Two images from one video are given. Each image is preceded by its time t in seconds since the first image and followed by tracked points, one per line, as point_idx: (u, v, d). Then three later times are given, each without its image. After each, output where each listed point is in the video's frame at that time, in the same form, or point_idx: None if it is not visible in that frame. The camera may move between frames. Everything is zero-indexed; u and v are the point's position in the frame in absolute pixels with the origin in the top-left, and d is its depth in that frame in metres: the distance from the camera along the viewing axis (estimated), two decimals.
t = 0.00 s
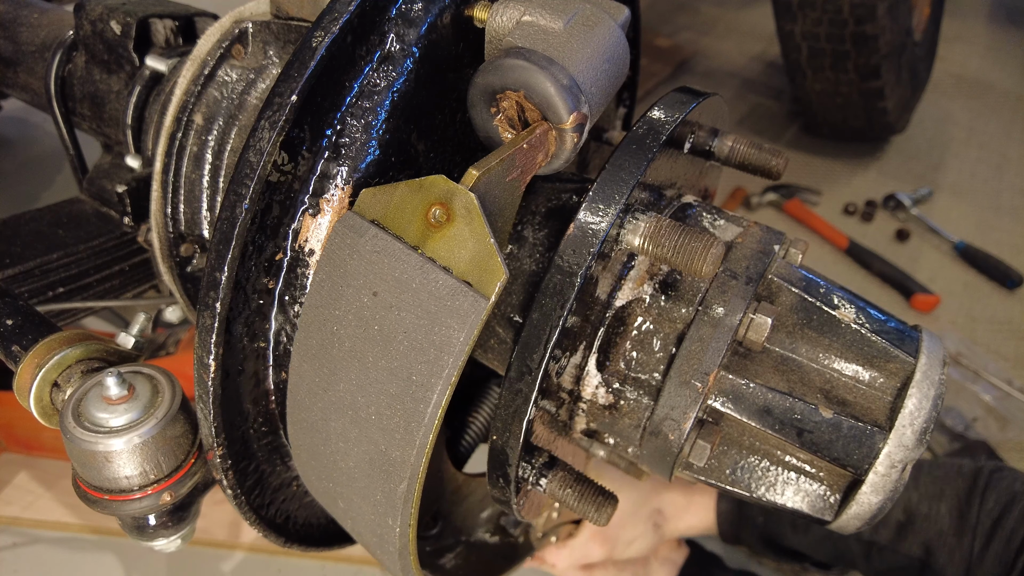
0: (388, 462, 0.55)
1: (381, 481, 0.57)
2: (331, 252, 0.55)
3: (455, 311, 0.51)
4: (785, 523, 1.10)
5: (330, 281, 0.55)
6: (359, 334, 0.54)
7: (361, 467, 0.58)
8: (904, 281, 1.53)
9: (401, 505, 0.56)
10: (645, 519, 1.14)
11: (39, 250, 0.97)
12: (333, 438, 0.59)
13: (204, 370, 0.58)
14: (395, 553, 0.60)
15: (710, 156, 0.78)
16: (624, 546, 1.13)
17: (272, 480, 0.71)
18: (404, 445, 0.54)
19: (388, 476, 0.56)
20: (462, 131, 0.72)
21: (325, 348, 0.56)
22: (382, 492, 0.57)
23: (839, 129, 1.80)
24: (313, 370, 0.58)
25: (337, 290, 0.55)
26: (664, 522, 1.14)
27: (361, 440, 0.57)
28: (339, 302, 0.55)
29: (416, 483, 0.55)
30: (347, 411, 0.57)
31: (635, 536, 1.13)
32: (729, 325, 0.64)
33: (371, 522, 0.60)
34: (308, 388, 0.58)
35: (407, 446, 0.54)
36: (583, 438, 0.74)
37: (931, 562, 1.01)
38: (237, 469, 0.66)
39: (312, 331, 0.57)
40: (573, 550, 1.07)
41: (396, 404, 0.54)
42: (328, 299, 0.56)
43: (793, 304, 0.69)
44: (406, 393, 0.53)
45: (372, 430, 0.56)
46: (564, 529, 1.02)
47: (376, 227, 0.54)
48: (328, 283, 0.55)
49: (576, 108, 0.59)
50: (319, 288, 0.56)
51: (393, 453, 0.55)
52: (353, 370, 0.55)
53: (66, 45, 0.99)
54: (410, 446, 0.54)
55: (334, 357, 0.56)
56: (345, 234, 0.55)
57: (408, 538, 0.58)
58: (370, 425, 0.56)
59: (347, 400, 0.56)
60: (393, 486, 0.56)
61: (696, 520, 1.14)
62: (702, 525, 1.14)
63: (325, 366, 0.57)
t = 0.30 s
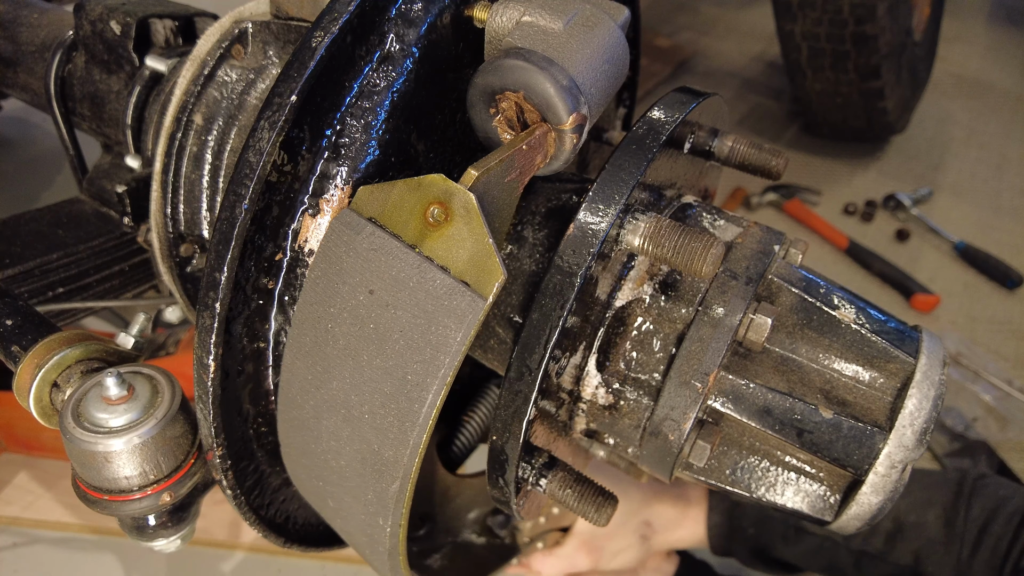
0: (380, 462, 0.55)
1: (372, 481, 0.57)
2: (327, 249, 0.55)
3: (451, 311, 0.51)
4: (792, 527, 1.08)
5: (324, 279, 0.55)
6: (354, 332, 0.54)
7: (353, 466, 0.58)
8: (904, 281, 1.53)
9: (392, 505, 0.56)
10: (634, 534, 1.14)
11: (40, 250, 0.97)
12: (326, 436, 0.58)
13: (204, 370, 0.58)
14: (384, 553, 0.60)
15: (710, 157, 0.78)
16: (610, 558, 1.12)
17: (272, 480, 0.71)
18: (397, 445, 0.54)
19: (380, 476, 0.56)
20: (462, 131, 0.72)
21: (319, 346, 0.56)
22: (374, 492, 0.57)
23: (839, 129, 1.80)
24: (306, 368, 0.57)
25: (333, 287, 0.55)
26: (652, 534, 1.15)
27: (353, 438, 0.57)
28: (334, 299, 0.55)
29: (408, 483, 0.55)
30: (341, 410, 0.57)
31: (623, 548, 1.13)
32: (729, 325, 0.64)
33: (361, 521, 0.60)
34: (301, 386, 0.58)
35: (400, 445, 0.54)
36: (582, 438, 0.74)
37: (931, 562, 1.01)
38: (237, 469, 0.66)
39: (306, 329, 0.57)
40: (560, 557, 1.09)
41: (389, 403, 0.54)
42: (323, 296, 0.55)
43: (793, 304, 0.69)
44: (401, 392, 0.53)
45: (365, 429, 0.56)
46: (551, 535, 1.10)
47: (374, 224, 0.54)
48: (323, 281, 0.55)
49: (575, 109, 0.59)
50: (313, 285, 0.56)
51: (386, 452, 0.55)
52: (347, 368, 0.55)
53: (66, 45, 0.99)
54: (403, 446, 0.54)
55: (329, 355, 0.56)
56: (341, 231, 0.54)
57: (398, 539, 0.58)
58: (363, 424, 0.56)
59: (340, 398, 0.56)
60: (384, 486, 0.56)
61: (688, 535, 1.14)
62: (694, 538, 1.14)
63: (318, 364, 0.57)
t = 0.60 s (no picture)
0: (377, 462, 0.55)
1: (369, 480, 0.57)
2: (325, 248, 0.55)
3: (450, 311, 0.51)
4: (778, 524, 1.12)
5: (322, 277, 0.55)
6: (353, 331, 0.54)
7: (349, 465, 0.58)
8: (904, 281, 1.53)
9: (389, 505, 0.56)
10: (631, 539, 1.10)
11: (39, 249, 0.97)
12: (323, 435, 0.58)
13: (204, 370, 0.58)
14: (380, 554, 0.60)
15: (710, 156, 0.78)
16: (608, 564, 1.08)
17: (271, 481, 0.71)
18: (394, 444, 0.54)
19: (376, 476, 0.56)
20: (462, 131, 0.72)
21: (317, 345, 0.56)
22: (370, 492, 0.57)
23: (839, 129, 1.80)
24: (303, 367, 0.57)
25: (331, 286, 0.55)
26: (651, 538, 1.11)
27: (350, 438, 0.57)
28: (333, 298, 0.55)
29: (405, 483, 0.55)
30: (338, 409, 0.57)
31: (620, 552, 1.09)
32: (729, 325, 0.64)
33: (357, 522, 0.60)
34: (298, 384, 0.58)
35: (397, 445, 0.54)
36: (582, 438, 0.74)
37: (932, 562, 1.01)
38: (236, 469, 0.66)
39: (303, 328, 0.57)
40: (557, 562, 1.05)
41: (387, 402, 0.54)
42: (320, 295, 0.55)
43: (793, 304, 0.69)
44: (398, 392, 0.53)
45: (362, 428, 0.56)
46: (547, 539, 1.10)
47: (372, 223, 0.53)
48: (321, 279, 0.55)
49: (575, 110, 0.59)
50: (311, 283, 0.56)
51: (383, 452, 0.55)
52: (345, 367, 0.55)
53: (66, 45, 0.99)
54: (400, 446, 0.53)
55: (326, 354, 0.56)
56: (339, 229, 0.54)
57: (394, 540, 0.58)
58: (361, 423, 0.56)
59: (337, 397, 0.56)
60: (381, 486, 0.56)
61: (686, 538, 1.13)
62: (691, 541, 1.13)
63: (315, 363, 0.57)
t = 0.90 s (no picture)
0: (371, 460, 0.55)
1: (362, 479, 0.57)
2: (322, 245, 0.55)
3: (446, 309, 0.51)
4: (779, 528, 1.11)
5: (319, 275, 0.55)
6: (349, 328, 0.54)
7: (343, 464, 0.58)
8: (904, 281, 1.53)
9: (382, 504, 0.56)
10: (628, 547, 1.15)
11: (39, 249, 0.97)
12: (318, 433, 0.58)
13: (203, 371, 0.58)
14: (373, 553, 0.60)
15: (710, 157, 0.78)
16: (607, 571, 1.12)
17: (271, 481, 0.71)
18: (388, 443, 0.54)
19: (370, 474, 0.56)
20: (462, 131, 0.72)
21: (312, 342, 0.56)
22: (364, 491, 0.57)
23: (839, 129, 1.80)
24: (299, 364, 0.57)
25: (328, 283, 0.55)
26: (646, 547, 1.16)
27: (344, 436, 0.57)
28: (328, 296, 0.55)
29: (399, 482, 0.55)
30: (332, 407, 0.57)
31: (616, 560, 1.14)
32: (729, 325, 0.64)
33: (350, 520, 0.60)
34: (293, 382, 0.58)
35: (392, 444, 0.54)
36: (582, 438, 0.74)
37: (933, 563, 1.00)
38: (236, 469, 0.66)
39: (299, 325, 0.57)
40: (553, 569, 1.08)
41: (382, 400, 0.54)
42: (317, 293, 0.55)
43: (793, 304, 0.69)
44: (394, 390, 0.53)
45: (356, 426, 0.56)
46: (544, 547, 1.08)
47: (370, 221, 0.54)
48: (318, 277, 0.55)
49: (575, 110, 0.59)
50: (307, 281, 0.56)
51: (377, 450, 0.55)
52: (340, 365, 0.55)
53: (66, 45, 0.99)
54: (394, 444, 0.53)
55: (322, 352, 0.56)
56: (336, 226, 0.54)
57: (387, 539, 0.58)
58: (355, 421, 0.56)
59: (332, 395, 0.56)
60: (374, 485, 0.56)
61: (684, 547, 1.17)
62: (688, 550, 1.17)
63: (311, 361, 0.57)
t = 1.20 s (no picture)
0: (362, 471, 0.55)
1: (352, 489, 0.57)
2: (328, 249, 0.55)
3: (446, 330, 0.50)
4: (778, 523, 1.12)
5: (321, 279, 0.55)
6: (348, 338, 0.54)
7: (335, 467, 0.58)
8: (904, 281, 1.53)
9: (367, 517, 0.55)
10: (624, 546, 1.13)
11: (39, 250, 0.97)
12: (314, 436, 0.58)
13: (203, 371, 0.58)
14: (356, 562, 0.60)
15: (710, 157, 0.78)
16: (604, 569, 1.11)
17: (271, 481, 0.71)
18: (379, 456, 0.54)
19: (358, 485, 0.56)
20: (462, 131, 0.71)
21: (311, 344, 0.56)
22: (352, 501, 0.57)
23: (839, 129, 1.80)
24: (297, 365, 0.57)
25: (331, 289, 0.55)
26: (641, 547, 1.14)
27: (337, 442, 0.57)
28: (330, 302, 0.55)
29: (385, 498, 0.54)
30: (329, 412, 0.57)
31: (610, 561, 1.12)
32: (729, 325, 0.64)
33: (337, 525, 0.60)
34: (291, 382, 0.58)
35: (381, 457, 0.53)
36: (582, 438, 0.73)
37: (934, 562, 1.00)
38: (236, 469, 0.66)
39: (298, 327, 0.57)
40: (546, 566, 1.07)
41: (376, 411, 0.54)
42: (317, 296, 0.55)
43: (793, 304, 0.69)
44: (388, 405, 0.53)
45: (349, 434, 0.56)
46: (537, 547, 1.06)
47: (379, 229, 0.54)
48: (321, 281, 0.55)
49: (565, 117, 0.59)
50: (310, 284, 0.56)
51: (367, 462, 0.55)
52: (337, 373, 0.55)
53: (66, 45, 0.99)
54: (384, 459, 0.53)
55: (321, 357, 0.56)
56: (342, 232, 0.54)
57: (370, 552, 0.57)
58: (349, 431, 0.56)
59: (328, 400, 0.56)
60: (361, 495, 0.56)
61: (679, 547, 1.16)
62: (686, 549, 1.17)
63: (309, 363, 0.57)
